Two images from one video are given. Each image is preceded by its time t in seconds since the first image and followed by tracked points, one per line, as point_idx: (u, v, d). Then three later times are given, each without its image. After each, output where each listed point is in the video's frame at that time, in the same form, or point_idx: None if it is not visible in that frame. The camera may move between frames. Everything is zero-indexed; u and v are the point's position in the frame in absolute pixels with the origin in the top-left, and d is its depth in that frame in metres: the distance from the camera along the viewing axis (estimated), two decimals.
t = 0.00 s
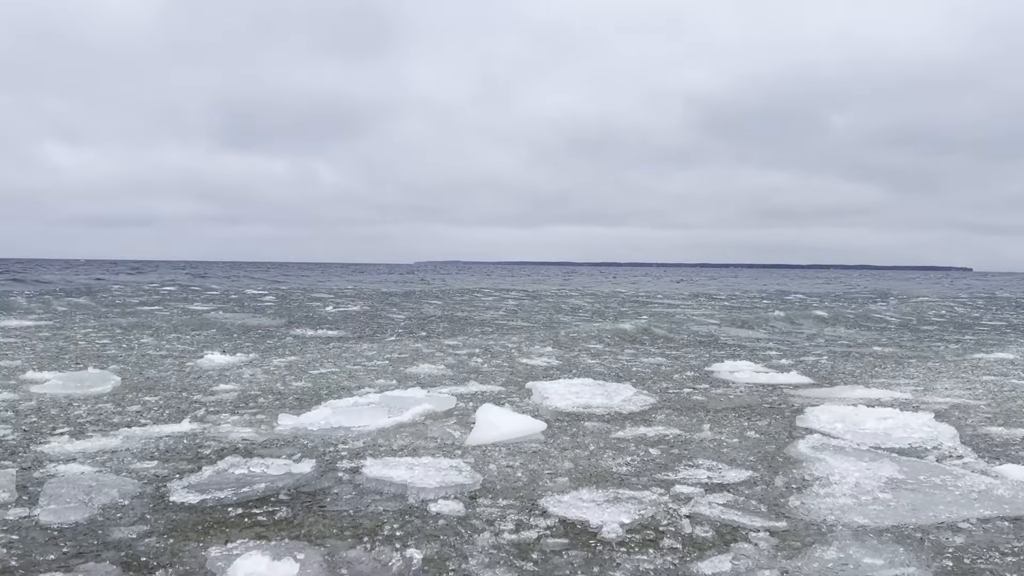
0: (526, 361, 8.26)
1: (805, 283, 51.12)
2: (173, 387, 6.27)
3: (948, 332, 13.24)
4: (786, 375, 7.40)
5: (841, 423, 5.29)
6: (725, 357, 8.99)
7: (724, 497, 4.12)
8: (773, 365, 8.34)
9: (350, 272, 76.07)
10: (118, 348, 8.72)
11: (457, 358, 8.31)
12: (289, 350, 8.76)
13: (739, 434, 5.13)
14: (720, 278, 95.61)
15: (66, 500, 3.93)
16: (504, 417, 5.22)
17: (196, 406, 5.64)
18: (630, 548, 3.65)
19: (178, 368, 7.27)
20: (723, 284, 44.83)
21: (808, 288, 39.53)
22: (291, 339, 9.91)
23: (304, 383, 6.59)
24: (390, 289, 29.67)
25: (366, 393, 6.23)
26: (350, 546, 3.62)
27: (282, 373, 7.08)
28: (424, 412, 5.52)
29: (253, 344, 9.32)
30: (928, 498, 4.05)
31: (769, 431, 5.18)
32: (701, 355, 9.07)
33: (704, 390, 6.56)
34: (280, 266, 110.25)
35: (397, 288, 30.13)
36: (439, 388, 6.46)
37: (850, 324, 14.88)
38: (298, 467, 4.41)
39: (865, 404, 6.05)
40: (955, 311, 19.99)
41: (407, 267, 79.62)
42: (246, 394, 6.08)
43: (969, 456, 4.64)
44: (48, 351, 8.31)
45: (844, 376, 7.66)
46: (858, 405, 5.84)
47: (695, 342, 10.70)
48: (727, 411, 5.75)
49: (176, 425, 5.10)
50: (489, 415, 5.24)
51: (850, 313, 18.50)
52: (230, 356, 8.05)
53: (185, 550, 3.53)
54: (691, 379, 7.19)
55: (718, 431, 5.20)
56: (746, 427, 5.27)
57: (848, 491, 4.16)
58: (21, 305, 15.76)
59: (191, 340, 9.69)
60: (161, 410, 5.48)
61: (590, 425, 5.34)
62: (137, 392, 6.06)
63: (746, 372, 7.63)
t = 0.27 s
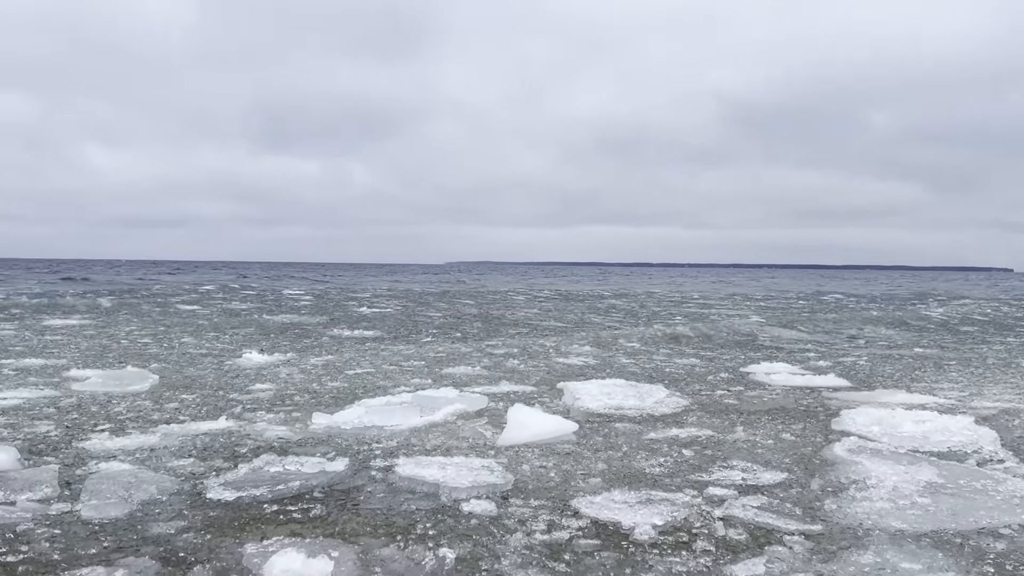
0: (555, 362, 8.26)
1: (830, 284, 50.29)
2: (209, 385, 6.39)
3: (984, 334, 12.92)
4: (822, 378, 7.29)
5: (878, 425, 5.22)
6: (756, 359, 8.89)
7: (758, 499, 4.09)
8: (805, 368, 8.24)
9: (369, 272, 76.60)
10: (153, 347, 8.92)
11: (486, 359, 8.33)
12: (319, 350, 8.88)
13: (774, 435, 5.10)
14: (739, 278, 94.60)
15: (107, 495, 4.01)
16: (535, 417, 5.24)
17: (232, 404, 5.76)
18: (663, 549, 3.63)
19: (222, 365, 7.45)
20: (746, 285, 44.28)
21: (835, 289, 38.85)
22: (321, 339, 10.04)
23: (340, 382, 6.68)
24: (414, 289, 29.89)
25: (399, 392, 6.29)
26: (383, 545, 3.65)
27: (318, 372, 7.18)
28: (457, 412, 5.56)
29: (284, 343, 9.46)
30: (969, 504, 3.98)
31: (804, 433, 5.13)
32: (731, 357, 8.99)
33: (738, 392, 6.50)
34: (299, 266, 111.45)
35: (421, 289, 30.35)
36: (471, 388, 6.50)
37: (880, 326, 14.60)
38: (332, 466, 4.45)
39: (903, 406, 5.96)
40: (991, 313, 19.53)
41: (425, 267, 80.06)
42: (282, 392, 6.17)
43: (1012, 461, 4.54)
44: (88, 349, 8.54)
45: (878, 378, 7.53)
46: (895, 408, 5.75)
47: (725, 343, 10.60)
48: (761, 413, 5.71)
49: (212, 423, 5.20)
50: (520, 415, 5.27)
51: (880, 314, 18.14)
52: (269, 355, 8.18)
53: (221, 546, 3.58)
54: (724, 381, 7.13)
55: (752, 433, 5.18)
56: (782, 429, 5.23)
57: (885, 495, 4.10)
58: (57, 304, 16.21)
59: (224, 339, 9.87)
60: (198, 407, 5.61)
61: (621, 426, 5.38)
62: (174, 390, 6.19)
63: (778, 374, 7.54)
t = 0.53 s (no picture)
0: (583, 363, 8.24)
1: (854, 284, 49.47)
2: (244, 384, 6.49)
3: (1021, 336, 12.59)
4: (859, 380, 7.18)
5: (915, 428, 5.14)
6: (787, 360, 8.78)
7: (793, 501, 4.05)
8: (837, 369, 8.12)
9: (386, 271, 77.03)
10: (187, 345, 9.09)
11: (515, 360, 8.34)
12: (348, 349, 8.96)
13: (808, 438, 5.05)
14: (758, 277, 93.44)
15: (145, 491, 4.08)
16: (566, 417, 5.28)
17: (267, 402, 5.86)
18: (696, 551, 3.61)
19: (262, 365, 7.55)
20: (768, 284, 43.71)
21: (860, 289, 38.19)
22: (350, 338, 10.13)
23: (374, 382, 6.73)
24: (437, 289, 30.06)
25: (431, 392, 6.34)
26: (416, 543, 3.67)
27: (352, 372, 7.23)
28: (488, 412, 5.59)
29: (313, 342, 9.57)
30: (1010, 509, 3.90)
31: (838, 436, 5.08)
32: (761, 358, 8.89)
33: (772, 395, 6.44)
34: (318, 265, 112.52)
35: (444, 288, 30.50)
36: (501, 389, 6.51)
37: (911, 327, 14.32)
38: (365, 464, 4.50)
39: (940, 409, 5.86)
40: None
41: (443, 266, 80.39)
42: (316, 391, 6.25)
43: None
44: (124, 348, 8.73)
45: (915, 381, 7.39)
46: (932, 411, 5.66)
47: (754, 344, 10.47)
48: (793, 416, 5.65)
49: (246, 421, 5.29)
50: (550, 415, 5.30)
51: (910, 316, 17.79)
52: (304, 355, 8.24)
53: (257, 543, 3.63)
54: (757, 383, 7.06)
55: (785, 435, 5.15)
56: (816, 433, 5.16)
57: (923, 499, 4.04)
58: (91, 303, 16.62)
59: (255, 337, 10.02)
60: (234, 405, 5.71)
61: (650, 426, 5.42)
62: (210, 388, 6.29)
63: (811, 376, 7.44)
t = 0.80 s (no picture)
0: (610, 363, 8.21)
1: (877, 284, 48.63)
2: (276, 383, 6.57)
3: None
4: (893, 382, 7.09)
5: (952, 431, 5.05)
6: (817, 361, 8.66)
7: (826, 504, 4.01)
8: (869, 370, 7.98)
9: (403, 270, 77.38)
10: (218, 343, 9.23)
11: (542, 360, 8.34)
12: (376, 349, 9.02)
13: (840, 441, 4.99)
14: (778, 276, 92.45)
15: (180, 488, 4.15)
16: (595, 417, 5.28)
17: (300, 400, 5.93)
18: (728, 553, 3.58)
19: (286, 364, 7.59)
20: (791, 285, 43.13)
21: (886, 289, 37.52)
22: (376, 338, 10.21)
23: (405, 382, 6.77)
24: (458, 289, 30.15)
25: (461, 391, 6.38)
26: (447, 542, 3.69)
27: (384, 372, 7.27)
28: (519, 413, 5.59)
29: (341, 342, 9.66)
30: None
31: (871, 440, 5.01)
32: (790, 359, 8.78)
33: (803, 397, 6.37)
34: (335, 264, 113.44)
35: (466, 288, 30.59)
36: (531, 389, 6.51)
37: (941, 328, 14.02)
38: (396, 463, 4.54)
39: (977, 412, 5.75)
40: None
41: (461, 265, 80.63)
42: (348, 390, 6.31)
43: None
44: (158, 346, 8.89)
45: (950, 383, 7.26)
46: (969, 414, 5.55)
47: (782, 345, 10.34)
48: (825, 419, 5.59)
49: (279, 418, 5.37)
50: (579, 415, 5.31)
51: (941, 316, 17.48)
52: (336, 355, 8.29)
53: (290, 539, 3.67)
54: (789, 385, 6.98)
55: (815, 437, 5.10)
56: (848, 437, 5.09)
57: (961, 502, 3.97)
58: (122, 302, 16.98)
59: (284, 336, 10.15)
60: (267, 403, 5.80)
61: (676, 426, 5.40)
62: (243, 386, 6.38)
63: (842, 378, 7.34)
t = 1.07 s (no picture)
0: (635, 364, 8.18)
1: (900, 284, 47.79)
2: (305, 381, 6.64)
3: None
4: (924, 383, 6.99)
5: (985, 433, 4.97)
6: (845, 362, 8.54)
7: (856, 506, 3.97)
8: (899, 370, 7.85)
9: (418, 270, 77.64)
10: (245, 342, 9.35)
11: (566, 360, 8.33)
12: (401, 348, 9.07)
13: (868, 444, 4.93)
14: (796, 276, 91.57)
15: (210, 485, 4.20)
16: (621, 417, 5.27)
17: (328, 398, 5.99)
18: (757, 554, 3.55)
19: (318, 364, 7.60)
20: (811, 285, 42.56)
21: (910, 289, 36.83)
22: (401, 338, 10.26)
23: (434, 382, 6.79)
24: (479, 289, 30.14)
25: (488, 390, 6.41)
26: (473, 541, 3.69)
27: (412, 371, 7.29)
28: (547, 413, 5.60)
29: (366, 341, 9.72)
30: None
31: (900, 443, 4.95)
32: (817, 359, 8.66)
33: (832, 398, 6.31)
34: (350, 263, 114.07)
35: (486, 288, 30.60)
36: (557, 390, 6.51)
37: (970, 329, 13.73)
38: (423, 462, 4.57)
39: (1012, 414, 5.65)
40: None
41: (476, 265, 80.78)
42: (376, 389, 6.35)
43: None
44: (187, 345, 9.03)
45: (983, 385, 7.13)
46: (1003, 416, 5.44)
47: (809, 346, 10.21)
48: (853, 421, 5.53)
49: (306, 416, 5.43)
50: (605, 416, 5.31)
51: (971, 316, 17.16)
52: (364, 354, 8.34)
53: (318, 537, 3.70)
54: (818, 386, 6.89)
55: (842, 440, 5.06)
56: (876, 439, 5.04)
57: (996, 506, 3.90)
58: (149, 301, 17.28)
59: (310, 335, 10.25)
60: (295, 401, 5.87)
61: (699, 427, 5.38)
62: (272, 385, 6.46)
63: (871, 379, 7.23)
